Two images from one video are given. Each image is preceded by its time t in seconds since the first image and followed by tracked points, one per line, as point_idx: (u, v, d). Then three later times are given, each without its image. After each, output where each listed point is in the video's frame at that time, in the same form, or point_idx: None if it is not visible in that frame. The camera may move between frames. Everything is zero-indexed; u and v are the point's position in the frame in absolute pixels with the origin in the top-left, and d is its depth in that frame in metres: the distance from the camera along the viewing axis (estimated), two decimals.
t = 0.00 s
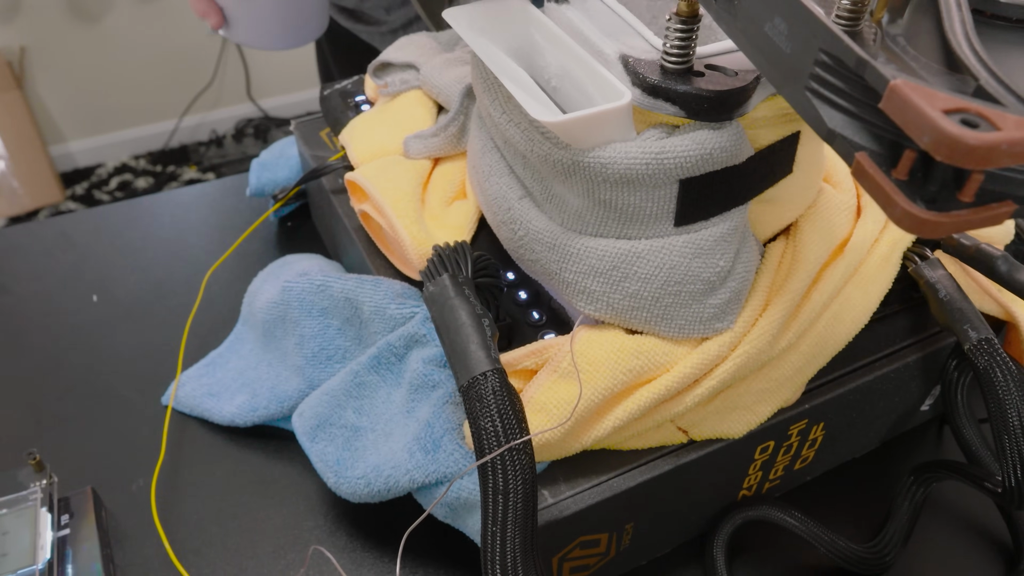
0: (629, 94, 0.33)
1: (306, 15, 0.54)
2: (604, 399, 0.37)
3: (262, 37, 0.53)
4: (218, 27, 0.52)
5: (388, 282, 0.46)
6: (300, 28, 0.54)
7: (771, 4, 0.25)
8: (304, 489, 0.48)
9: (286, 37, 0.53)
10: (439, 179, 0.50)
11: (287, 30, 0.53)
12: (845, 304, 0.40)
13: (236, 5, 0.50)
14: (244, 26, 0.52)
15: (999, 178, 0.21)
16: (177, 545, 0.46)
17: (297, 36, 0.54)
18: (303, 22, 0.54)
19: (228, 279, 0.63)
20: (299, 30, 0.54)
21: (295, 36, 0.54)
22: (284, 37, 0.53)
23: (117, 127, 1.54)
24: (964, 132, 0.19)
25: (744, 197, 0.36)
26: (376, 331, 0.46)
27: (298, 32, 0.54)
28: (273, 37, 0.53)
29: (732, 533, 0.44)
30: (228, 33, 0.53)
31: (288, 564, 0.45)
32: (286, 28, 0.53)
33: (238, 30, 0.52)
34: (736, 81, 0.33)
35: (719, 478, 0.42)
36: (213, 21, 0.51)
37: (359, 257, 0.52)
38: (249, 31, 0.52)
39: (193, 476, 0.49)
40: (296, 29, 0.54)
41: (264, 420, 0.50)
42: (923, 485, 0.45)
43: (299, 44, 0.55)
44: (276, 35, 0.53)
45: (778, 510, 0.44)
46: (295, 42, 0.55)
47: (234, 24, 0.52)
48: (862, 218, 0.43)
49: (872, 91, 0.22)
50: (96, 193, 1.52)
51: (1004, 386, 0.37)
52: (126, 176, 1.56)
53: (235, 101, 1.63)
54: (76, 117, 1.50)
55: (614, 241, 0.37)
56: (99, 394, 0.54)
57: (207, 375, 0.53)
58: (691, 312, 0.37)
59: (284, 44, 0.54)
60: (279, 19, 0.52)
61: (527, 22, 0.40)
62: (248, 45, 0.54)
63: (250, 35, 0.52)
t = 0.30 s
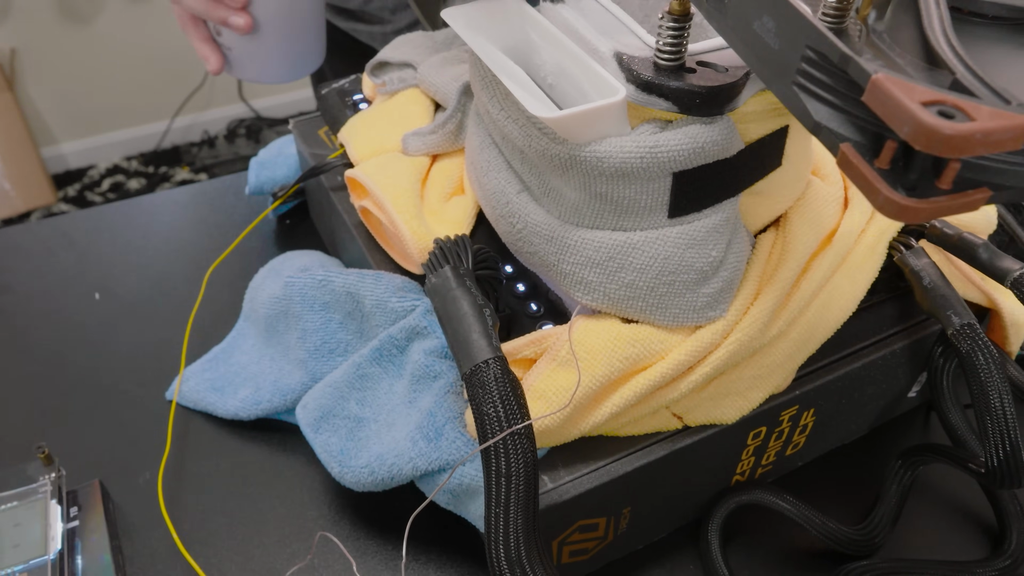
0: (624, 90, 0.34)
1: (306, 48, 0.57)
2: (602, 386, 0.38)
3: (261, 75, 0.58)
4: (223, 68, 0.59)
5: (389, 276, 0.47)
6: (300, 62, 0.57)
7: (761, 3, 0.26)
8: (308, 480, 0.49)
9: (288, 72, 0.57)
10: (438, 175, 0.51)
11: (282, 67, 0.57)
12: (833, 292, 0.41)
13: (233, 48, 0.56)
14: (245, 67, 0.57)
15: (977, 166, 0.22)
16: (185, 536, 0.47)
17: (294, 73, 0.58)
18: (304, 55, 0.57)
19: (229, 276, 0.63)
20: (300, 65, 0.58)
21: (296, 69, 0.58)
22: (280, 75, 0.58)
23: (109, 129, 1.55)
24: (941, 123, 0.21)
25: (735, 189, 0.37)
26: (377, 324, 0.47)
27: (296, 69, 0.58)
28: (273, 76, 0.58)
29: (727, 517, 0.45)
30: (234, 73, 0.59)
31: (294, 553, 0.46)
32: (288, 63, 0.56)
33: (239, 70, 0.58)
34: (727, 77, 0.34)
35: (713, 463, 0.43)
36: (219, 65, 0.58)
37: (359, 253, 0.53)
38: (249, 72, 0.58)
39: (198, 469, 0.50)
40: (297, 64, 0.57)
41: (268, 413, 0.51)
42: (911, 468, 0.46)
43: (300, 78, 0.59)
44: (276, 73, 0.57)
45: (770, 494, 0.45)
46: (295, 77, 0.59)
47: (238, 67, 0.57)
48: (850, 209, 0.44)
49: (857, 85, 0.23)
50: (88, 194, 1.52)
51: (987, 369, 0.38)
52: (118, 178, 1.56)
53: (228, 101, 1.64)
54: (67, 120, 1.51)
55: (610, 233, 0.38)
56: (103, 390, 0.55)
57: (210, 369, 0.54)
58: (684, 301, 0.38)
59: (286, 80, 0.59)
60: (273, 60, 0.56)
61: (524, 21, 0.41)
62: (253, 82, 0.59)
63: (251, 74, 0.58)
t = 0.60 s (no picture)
0: (618, 104, 0.37)
1: (230, 80, 0.52)
2: (600, 381, 0.40)
3: (167, 93, 0.50)
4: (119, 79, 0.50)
5: (395, 279, 0.49)
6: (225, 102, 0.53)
7: (743, 26, 0.29)
8: (319, 475, 0.51)
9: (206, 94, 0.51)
10: (440, 182, 0.53)
11: (198, 86, 0.50)
12: (816, 291, 0.44)
13: (130, 53, 0.48)
14: (143, 81, 0.49)
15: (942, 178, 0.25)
16: (202, 528, 0.49)
17: (208, 94, 0.51)
18: (226, 92, 0.52)
19: (237, 279, 0.66)
20: (223, 96, 0.52)
21: (216, 94, 0.51)
22: (194, 96, 0.50)
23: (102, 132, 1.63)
24: (902, 141, 0.23)
25: (722, 195, 0.40)
26: (384, 325, 0.49)
27: (215, 88, 0.51)
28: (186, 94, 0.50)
29: (717, 505, 0.47)
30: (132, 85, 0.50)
31: (307, 544, 0.48)
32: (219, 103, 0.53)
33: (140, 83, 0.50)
34: (713, 91, 0.36)
35: (705, 454, 0.46)
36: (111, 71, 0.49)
37: (364, 257, 0.55)
38: (150, 80, 0.49)
39: (213, 465, 0.52)
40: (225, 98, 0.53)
41: (278, 410, 0.53)
42: (892, 458, 0.49)
43: (217, 101, 0.52)
44: (191, 96, 0.51)
45: (759, 483, 0.48)
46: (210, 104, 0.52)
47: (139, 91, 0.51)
48: (832, 212, 0.46)
49: (829, 104, 0.26)
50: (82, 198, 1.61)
51: (958, 361, 0.41)
52: (116, 181, 1.64)
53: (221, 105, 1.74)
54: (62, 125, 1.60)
55: (605, 237, 0.40)
56: (119, 390, 0.57)
57: (222, 369, 0.56)
58: (676, 301, 0.41)
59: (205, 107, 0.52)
60: (175, 66, 0.48)
61: (522, 37, 0.44)
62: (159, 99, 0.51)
63: (156, 87, 0.50)
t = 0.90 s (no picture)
0: (622, 104, 0.39)
1: (183, 63, 0.49)
2: (606, 364, 0.43)
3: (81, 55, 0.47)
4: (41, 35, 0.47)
5: (409, 272, 0.52)
6: (167, 85, 0.50)
7: (739, 34, 0.32)
8: (337, 459, 0.54)
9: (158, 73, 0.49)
10: (451, 180, 0.56)
11: (132, 57, 0.47)
12: (808, 280, 0.47)
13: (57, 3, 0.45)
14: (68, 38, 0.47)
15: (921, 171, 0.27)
16: (227, 510, 0.51)
17: (150, 75, 0.48)
18: (169, 77, 0.50)
19: (252, 275, 0.68)
20: (163, 79, 0.50)
21: (164, 73, 0.49)
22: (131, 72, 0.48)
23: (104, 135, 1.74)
24: (881, 136, 0.26)
25: (720, 190, 0.43)
26: (400, 315, 0.52)
27: (143, 67, 0.48)
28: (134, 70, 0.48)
29: (717, 484, 0.50)
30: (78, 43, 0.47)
31: (327, 524, 0.50)
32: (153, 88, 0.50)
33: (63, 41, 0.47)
34: (712, 93, 0.39)
35: (704, 435, 0.48)
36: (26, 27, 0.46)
37: (378, 252, 0.58)
38: (76, 40, 0.46)
39: (235, 450, 0.55)
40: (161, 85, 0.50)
41: (297, 398, 0.55)
42: (881, 439, 0.52)
43: (149, 85, 0.49)
44: (116, 69, 0.48)
45: (756, 463, 0.50)
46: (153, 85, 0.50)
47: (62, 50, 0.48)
48: (822, 205, 0.49)
49: (818, 104, 0.28)
50: (84, 200, 1.71)
51: (941, 344, 0.44)
52: (116, 184, 1.75)
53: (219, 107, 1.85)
54: (65, 131, 1.70)
55: (610, 229, 0.43)
56: (142, 380, 0.60)
57: (241, 360, 0.59)
58: (678, 289, 0.43)
59: (139, 87, 0.50)
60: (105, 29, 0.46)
61: (530, 42, 0.47)
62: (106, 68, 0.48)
63: (75, 47, 0.47)
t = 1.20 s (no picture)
0: (628, 100, 0.42)
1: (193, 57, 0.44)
2: (614, 346, 0.45)
3: (89, 36, 0.42)
4: (48, 13, 0.41)
5: (423, 263, 0.54)
6: (182, 89, 0.45)
7: (739, 32, 0.34)
8: (355, 443, 0.56)
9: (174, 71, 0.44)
10: (462, 175, 0.58)
11: (150, 52, 0.42)
12: (804, 267, 0.49)
13: None
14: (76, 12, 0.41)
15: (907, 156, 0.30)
16: (250, 491, 0.54)
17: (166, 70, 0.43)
18: (184, 81, 0.45)
19: (267, 269, 0.70)
20: (179, 80, 0.45)
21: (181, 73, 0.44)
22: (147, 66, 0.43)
23: (105, 143, 1.83)
24: (869, 122, 0.28)
25: (720, 181, 0.45)
26: (414, 304, 0.54)
27: (161, 66, 0.43)
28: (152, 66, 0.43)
29: (718, 463, 0.52)
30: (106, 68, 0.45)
31: (347, 503, 0.52)
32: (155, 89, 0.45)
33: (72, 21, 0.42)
34: (712, 89, 0.42)
35: (706, 416, 0.51)
36: None
37: (391, 245, 0.60)
38: (89, 23, 0.41)
39: (256, 435, 0.57)
40: (170, 87, 0.45)
41: (315, 385, 0.58)
42: (875, 420, 0.54)
43: (161, 83, 0.44)
44: (132, 64, 0.43)
45: (756, 443, 0.53)
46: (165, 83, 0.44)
47: (69, 35, 0.43)
48: (817, 197, 0.51)
49: (812, 95, 0.31)
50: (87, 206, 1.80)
51: (928, 325, 0.46)
52: (117, 188, 1.84)
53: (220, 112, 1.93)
54: (66, 137, 1.78)
55: (617, 218, 0.46)
56: (163, 370, 0.62)
57: (260, 349, 0.60)
58: (681, 274, 0.46)
59: (149, 83, 0.44)
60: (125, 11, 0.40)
61: (540, 43, 0.49)
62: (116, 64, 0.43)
63: (85, 30, 0.42)
